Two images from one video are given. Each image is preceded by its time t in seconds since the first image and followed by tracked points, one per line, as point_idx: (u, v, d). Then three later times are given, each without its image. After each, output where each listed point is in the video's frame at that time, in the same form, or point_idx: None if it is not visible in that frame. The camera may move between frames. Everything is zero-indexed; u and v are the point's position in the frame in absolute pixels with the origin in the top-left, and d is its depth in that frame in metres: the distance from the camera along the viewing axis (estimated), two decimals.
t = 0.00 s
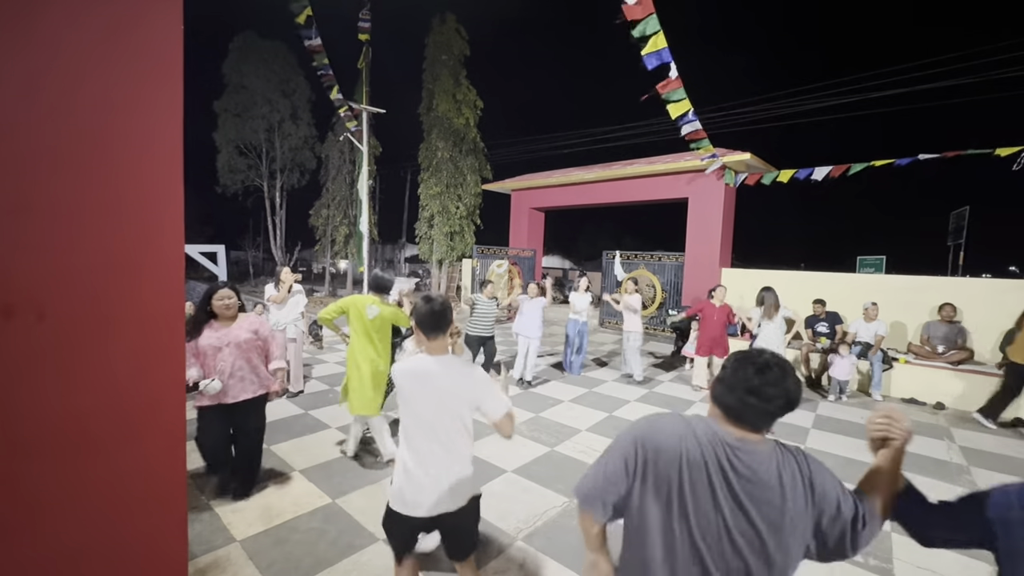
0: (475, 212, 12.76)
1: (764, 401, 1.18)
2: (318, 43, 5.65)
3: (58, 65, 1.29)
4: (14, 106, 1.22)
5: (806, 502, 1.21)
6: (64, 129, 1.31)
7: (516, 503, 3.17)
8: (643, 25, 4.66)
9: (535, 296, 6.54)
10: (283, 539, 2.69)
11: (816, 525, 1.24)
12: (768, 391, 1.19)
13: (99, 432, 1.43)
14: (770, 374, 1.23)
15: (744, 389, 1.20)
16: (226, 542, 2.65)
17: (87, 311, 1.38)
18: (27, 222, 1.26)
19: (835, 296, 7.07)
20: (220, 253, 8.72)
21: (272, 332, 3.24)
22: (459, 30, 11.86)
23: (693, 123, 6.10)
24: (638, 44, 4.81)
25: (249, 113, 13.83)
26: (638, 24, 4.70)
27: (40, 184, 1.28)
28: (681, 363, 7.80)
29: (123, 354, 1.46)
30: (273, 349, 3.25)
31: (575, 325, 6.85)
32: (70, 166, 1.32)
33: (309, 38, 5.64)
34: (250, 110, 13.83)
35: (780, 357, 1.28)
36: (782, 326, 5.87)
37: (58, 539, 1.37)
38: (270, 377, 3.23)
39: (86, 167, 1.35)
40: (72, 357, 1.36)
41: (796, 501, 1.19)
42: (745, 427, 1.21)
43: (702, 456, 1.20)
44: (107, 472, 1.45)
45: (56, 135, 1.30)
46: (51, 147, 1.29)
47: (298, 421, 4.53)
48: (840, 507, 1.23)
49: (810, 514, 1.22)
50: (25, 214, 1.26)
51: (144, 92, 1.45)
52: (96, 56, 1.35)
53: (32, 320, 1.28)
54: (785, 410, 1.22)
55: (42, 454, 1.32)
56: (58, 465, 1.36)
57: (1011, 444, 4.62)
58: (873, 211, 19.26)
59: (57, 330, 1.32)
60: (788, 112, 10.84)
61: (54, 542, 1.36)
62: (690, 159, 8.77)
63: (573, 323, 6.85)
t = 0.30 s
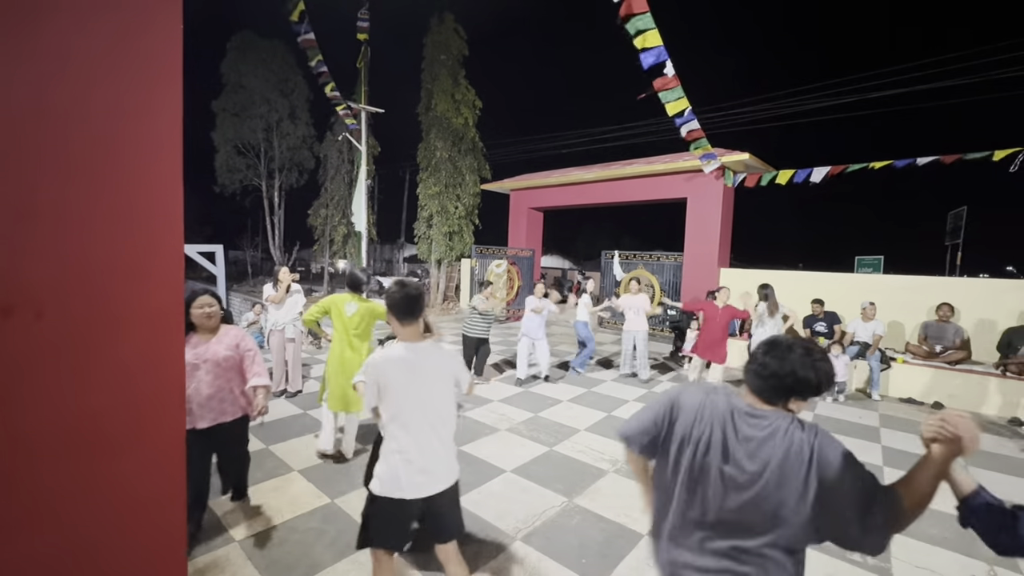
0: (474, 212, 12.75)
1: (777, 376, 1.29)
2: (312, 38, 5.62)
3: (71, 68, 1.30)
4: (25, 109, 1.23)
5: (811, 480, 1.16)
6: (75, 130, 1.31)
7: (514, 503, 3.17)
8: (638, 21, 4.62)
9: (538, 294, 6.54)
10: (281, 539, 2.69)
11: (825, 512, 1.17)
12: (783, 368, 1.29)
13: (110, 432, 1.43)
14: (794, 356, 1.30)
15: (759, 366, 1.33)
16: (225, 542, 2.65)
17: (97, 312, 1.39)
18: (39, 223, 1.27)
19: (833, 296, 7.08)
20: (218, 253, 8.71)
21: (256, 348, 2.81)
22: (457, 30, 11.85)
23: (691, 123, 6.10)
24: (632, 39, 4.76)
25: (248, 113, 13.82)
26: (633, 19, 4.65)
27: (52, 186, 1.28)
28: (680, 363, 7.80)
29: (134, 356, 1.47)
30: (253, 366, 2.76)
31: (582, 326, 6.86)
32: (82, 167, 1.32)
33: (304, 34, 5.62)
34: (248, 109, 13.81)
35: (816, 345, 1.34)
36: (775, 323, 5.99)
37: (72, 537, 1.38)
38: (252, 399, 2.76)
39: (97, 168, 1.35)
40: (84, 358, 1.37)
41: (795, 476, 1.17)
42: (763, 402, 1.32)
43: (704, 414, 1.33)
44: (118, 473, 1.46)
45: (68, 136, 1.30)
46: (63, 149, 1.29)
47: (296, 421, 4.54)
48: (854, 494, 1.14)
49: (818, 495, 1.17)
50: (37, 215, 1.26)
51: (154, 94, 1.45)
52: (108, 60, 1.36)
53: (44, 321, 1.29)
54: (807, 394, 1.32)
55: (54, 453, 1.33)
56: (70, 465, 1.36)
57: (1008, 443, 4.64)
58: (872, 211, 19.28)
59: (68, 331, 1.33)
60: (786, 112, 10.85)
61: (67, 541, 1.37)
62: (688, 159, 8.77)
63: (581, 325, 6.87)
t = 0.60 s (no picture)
0: (473, 211, 12.73)
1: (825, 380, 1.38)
2: (312, 34, 5.59)
3: (87, 58, 1.23)
4: (32, 90, 1.15)
5: (824, 472, 1.24)
6: (89, 107, 1.24)
7: (513, 503, 3.17)
8: (640, 22, 4.65)
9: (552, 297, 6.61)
10: (281, 539, 2.69)
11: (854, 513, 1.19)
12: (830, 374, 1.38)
13: (120, 431, 1.35)
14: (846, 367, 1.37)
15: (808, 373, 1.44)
16: (224, 543, 2.64)
17: (108, 302, 1.30)
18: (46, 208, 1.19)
19: (831, 296, 7.10)
20: (216, 253, 8.70)
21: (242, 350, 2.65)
22: (456, 29, 11.84)
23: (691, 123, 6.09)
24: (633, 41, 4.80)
25: (246, 112, 13.80)
26: (635, 21, 4.69)
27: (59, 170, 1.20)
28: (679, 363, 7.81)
29: (145, 355, 1.38)
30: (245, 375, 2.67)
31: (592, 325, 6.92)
32: (93, 152, 1.25)
33: (304, 31, 5.60)
34: (247, 108, 13.79)
35: (875, 355, 1.37)
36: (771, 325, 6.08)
37: (78, 542, 1.29)
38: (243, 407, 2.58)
39: (105, 152, 1.27)
40: (94, 354, 1.28)
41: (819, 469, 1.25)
42: (813, 405, 1.41)
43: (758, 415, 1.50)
44: (128, 474, 1.37)
45: (79, 120, 1.23)
46: (72, 128, 1.22)
47: (295, 421, 4.53)
48: (871, 490, 1.16)
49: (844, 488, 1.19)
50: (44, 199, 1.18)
51: (170, 76, 1.39)
52: (126, 38, 1.29)
53: (51, 313, 1.21)
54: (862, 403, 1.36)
55: (61, 456, 1.25)
56: (74, 468, 1.28)
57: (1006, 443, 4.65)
58: (870, 211, 19.32)
59: (75, 322, 1.25)
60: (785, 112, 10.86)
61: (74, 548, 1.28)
62: (687, 159, 8.78)
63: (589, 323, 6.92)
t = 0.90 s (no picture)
0: (471, 211, 12.72)
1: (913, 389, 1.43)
2: (312, 34, 5.59)
3: (88, 59, 1.17)
4: (34, 81, 1.09)
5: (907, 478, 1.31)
6: (100, 103, 1.20)
7: (510, 503, 3.16)
8: (639, 25, 4.68)
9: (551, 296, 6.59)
10: (278, 539, 2.69)
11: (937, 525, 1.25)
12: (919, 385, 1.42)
13: (130, 430, 1.30)
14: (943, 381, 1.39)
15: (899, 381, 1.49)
16: (221, 542, 2.64)
17: (113, 296, 1.25)
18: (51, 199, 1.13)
19: (828, 296, 7.12)
20: (214, 252, 8.68)
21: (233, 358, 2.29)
22: (455, 29, 11.84)
23: (688, 123, 6.11)
24: (631, 43, 4.82)
25: (244, 111, 13.78)
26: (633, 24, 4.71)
27: (65, 169, 1.15)
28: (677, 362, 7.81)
29: (153, 354, 1.33)
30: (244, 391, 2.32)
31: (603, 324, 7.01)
32: (102, 145, 1.20)
33: (304, 31, 5.59)
34: (244, 107, 13.77)
35: (973, 364, 1.37)
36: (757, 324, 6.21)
37: (88, 541, 1.24)
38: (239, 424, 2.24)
39: (112, 146, 1.22)
40: (100, 353, 1.23)
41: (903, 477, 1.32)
42: (907, 416, 1.46)
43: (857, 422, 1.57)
44: (138, 473, 1.32)
45: (85, 112, 1.17)
46: (81, 126, 1.17)
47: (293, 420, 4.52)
48: (944, 499, 1.23)
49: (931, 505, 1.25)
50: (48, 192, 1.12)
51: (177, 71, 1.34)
52: (137, 31, 1.25)
53: (58, 307, 1.15)
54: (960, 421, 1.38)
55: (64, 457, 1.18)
56: (82, 472, 1.22)
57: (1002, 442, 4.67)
58: (868, 211, 19.34)
59: (81, 317, 1.19)
60: (783, 112, 10.88)
61: (83, 548, 1.23)
62: (685, 159, 8.80)
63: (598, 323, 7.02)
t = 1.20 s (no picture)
0: (469, 211, 12.71)
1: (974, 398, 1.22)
2: (308, 34, 5.57)
3: (91, 60, 1.08)
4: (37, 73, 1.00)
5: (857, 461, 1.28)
6: (113, 93, 1.11)
7: (508, 503, 3.15)
8: (633, 23, 4.65)
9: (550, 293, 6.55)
10: (275, 539, 2.68)
11: None
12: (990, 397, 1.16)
13: (131, 435, 1.20)
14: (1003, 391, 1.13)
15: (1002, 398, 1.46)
16: (217, 543, 2.62)
17: (120, 298, 1.15)
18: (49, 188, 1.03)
19: (824, 295, 7.16)
20: (211, 251, 8.64)
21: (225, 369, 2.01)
22: (452, 27, 11.81)
23: (686, 122, 6.10)
24: (628, 43, 4.82)
25: (240, 109, 13.74)
26: (628, 23, 4.69)
27: (72, 167, 1.06)
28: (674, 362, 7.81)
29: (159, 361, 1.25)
30: (229, 405, 1.98)
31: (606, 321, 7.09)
32: (112, 138, 1.12)
33: (301, 31, 5.57)
34: (240, 106, 13.72)
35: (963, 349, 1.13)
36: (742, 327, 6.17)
37: (91, 545, 1.15)
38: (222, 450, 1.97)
39: (123, 139, 1.13)
40: (101, 355, 1.13)
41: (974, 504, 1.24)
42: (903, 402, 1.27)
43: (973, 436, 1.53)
44: (142, 474, 1.23)
45: (98, 101, 1.09)
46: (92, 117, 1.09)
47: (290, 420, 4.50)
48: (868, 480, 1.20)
49: None
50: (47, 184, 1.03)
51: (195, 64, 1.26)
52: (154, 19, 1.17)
53: (59, 307, 1.06)
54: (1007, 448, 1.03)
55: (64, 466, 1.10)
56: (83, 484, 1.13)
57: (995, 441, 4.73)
58: (864, 210, 19.41)
59: (87, 320, 1.10)
60: (780, 112, 10.90)
61: (85, 552, 1.15)
62: (682, 159, 8.82)
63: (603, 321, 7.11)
